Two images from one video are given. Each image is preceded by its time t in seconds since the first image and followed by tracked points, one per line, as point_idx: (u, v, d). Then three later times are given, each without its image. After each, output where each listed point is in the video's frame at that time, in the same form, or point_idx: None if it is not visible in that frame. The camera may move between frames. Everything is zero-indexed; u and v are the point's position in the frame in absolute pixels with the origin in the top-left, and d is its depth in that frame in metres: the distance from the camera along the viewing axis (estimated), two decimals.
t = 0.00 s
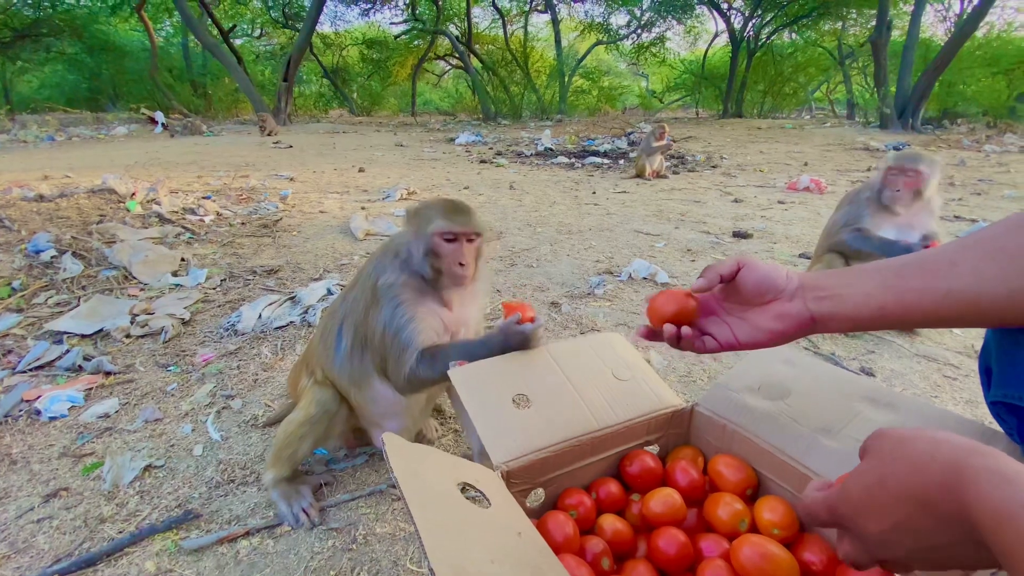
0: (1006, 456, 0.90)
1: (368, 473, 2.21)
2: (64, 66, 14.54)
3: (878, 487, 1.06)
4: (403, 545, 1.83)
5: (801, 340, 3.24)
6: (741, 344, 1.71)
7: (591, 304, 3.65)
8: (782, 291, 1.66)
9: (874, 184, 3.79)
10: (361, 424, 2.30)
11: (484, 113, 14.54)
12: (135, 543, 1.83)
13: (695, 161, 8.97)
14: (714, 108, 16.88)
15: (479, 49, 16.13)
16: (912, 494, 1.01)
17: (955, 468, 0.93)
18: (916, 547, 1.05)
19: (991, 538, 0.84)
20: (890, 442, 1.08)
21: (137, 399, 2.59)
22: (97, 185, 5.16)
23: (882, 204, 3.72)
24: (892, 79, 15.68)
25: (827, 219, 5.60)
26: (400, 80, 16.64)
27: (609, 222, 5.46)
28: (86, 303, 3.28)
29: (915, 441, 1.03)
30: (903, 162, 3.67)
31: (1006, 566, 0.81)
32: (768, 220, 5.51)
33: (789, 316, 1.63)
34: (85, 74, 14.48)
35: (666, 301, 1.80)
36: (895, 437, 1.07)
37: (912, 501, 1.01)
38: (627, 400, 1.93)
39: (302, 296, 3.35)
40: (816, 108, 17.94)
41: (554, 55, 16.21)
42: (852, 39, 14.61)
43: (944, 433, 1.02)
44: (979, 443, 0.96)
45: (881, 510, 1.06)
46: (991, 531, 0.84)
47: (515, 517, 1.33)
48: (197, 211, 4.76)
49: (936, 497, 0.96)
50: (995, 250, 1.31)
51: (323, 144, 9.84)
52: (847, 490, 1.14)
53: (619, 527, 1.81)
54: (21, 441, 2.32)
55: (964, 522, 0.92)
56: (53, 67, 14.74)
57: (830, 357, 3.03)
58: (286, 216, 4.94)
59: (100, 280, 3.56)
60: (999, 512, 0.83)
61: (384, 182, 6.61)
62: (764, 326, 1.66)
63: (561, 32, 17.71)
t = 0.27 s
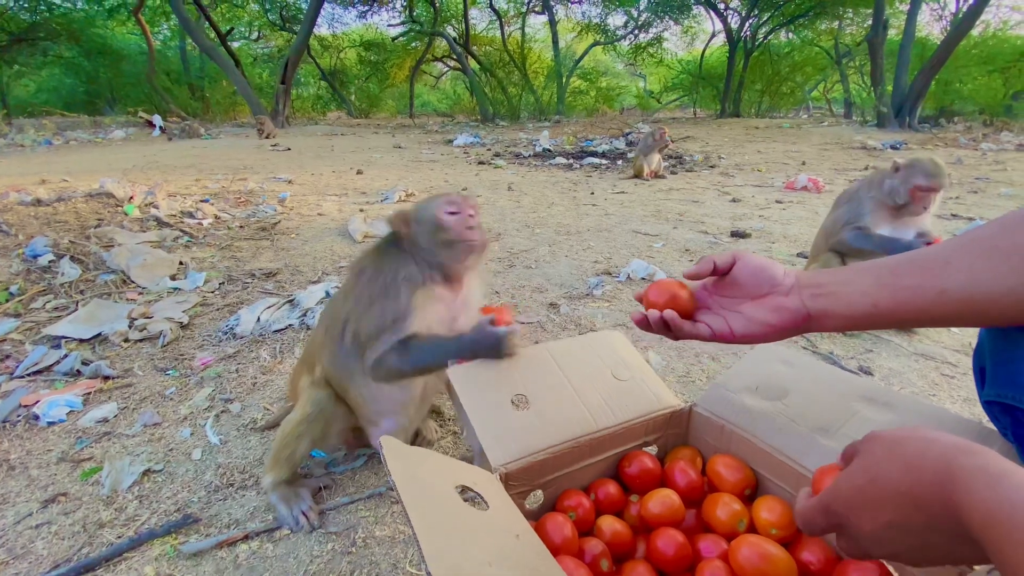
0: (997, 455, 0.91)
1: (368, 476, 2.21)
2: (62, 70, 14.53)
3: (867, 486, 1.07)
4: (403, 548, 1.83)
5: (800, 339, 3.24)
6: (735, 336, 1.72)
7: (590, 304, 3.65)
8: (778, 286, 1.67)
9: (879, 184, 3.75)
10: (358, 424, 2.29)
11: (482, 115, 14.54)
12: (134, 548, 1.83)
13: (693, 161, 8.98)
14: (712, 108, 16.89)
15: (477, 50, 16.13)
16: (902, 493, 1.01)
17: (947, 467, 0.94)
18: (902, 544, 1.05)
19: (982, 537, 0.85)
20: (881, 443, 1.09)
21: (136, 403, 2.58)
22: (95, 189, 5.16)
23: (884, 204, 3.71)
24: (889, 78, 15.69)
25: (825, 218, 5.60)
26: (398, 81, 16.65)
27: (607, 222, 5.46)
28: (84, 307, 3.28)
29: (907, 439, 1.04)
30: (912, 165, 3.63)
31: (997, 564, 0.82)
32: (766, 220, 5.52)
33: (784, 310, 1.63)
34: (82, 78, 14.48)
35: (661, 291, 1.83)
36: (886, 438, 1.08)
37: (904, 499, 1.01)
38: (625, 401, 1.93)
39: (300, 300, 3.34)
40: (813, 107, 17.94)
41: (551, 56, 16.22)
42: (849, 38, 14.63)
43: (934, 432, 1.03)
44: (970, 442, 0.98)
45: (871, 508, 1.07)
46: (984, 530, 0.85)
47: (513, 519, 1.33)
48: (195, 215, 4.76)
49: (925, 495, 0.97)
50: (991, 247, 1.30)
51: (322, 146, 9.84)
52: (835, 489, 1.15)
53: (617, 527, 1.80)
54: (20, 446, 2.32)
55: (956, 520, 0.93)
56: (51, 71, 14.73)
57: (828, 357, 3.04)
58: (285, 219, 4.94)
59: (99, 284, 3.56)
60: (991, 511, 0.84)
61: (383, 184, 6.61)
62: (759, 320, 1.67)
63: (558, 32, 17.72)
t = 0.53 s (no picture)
0: (979, 447, 0.93)
1: (368, 478, 2.20)
2: (61, 73, 14.54)
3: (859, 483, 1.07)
4: (403, 549, 1.83)
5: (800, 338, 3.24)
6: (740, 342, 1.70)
7: (590, 305, 3.66)
8: (775, 290, 1.68)
9: (881, 182, 3.75)
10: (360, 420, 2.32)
11: (481, 116, 14.54)
12: (135, 551, 1.83)
13: (693, 161, 8.98)
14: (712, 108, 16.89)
15: (476, 51, 16.13)
16: (889, 484, 1.04)
17: (932, 460, 0.96)
18: (891, 530, 1.10)
19: (968, 531, 0.85)
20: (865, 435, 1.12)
21: (136, 406, 2.59)
22: (95, 192, 5.16)
23: (886, 203, 3.71)
24: (888, 77, 15.69)
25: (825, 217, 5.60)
26: (397, 83, 16.66)
27: (607, 223, 5.46)
28: (84, 310, 3.28)
29: (891, 432, 1.07)
30: (914, 163, 3.65)
31: (979, 554, 0.83)
32: (766, 219, 5.52)
33: (784, 314, 1.63)
34: (82, 81, 14.48)
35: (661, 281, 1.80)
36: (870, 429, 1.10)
37: (890, 491, 1.04)
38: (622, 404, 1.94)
39: (301, 301, 3.35)
40: (813, 106, 17.93)
41: (550, 57, 16.23)
42: (848, 36, 14.64)
43: (917, 423, 1.06)
44: (955, 435, 1.00)
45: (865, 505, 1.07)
46: (966, 521, 0.86)
47: (513, 520, 1.32)
48: (194, 217, 4.76)
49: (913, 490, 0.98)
50: (989, 248, 1.30)
51: (321, 148, 9.85)
52: (821, 480, 1.18)
53: (616, 527, 1.80)
54: (21, 450, 2.32)
55: (942, 512, 0.95)
56: (50, 74, 14.73)
57: (828, 356, 3.04)
58: (285, 220, 4.94)
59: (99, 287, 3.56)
60: (972, 500, 0.86)
61: (382, 185, 6.61)
62: (759, 324, 1.67)
63: (557, 33, 17.73)
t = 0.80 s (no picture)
0: (971, 443, 0.92)
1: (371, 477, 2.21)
2: (62, 74, 14.56)
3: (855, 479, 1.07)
4: (405, 549, 1.83)
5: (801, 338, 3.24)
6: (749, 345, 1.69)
7: (590, 304, 3.66)
8: (778, 290, 1.67)
9: (883, 180, 3.74)
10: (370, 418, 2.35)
11: (481, 116, 14.53)
12: (138, 551, 1.83)
13: (693, 160, 8.98)
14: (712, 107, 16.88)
15: (476, 52, 16.13)
16: (882, 482, 1.03)
17: (925, 459, 0.95)
18: (883, 526, 1.11)
19: (962, 525, 0.86)
20: (850, 432, 1.12)
21: (138, 407, 2.59)
22: (96, 193, 5.17)
23: (887, 201, 3.71)
24: (889, 76, 15.67)
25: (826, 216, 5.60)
26: (397, 83, 16.68)
27: (608, 222, 5.46)
28: (86, 311, 3.29)
29: (881, 428, 1.06)
30: (915, 160, 3.65)
31: (978, 553, 0.83)
32: (767, 219, 5.51)
33: (787, 316, 1.62)
34: (82, 83, 14.51)
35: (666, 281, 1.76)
36: (858, 426, 1.10)
37: (885, 489, 1.03)
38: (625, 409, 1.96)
39: (302, 302, 3.35)
40: (813, 106, 17.91)
41: (550, 57, 16.24)
42: (848, 35, 14.64)
43: (908, 417, 1.06)
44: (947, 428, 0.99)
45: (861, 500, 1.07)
46: (963, 519, 0.86)
47: (515, 520, 1.32)
48: (195, 218, 4.77)
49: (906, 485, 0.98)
50: (993, 246, 1.30)
51: (322, 149, 9.86)
52: (812, 481, 1.18)
53: (618, 525, 1.80)
54: (23, 451, 2.32)
55: (937, 509, 0.95)
56: (50, 76, 14.75)
57: (830, 355, 3.04)
58: (285, 221, 4.95)
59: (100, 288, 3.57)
60: (969, 498, 0.85)
61: (383, 185, 6.61)
62: (763, 326, 1.66)
63: (557, 33, 17.73)
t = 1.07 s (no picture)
0: (958, 443, 0.92)
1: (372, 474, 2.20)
2: (63, 74, 14.58)
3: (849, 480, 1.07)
4: (407, 548, 1.84)
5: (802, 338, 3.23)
6: (756, 354, 1.72)
7: (591, 305, 3.66)
8: (779, 295, 1.66)
9: (883, 180, 3.75)
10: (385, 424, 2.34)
11: (482, 115, 14.52)
12: (140, 551, 1.83)
13: (694, 160, 8.97)
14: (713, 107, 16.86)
15: (476, 52, 16.12)
16: (871, 484, 1.03)
17: (911, 461, 0.95)
18: (872, 527, 1.12)
19: (949, 525, 0.86)
20: (835, 435, 1.12)
21: (140, 407, 2.59)
22: (97, 193, 5.18)
23: (888, 200, 3.70)
24: (890, 75, 15.64)
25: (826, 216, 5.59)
26: (398, 83, 16.67)
27: (608, 222, 5.46)
28: (88, 312, 3.29)
29: (868, 429, 1.06)
30: (916, 160, 3.65)
31: (966, 554, 0.83)
32: (768, 218, 5.51)
33: (790, 320, 1.63)
34: (83, 83, 14.53)
35: (667, 306, 1.75)
36: (844, 428, 1.10)
37: (876, 490, 1.03)
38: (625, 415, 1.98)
39: (302, 302, 3.35)
40: (814, 105, 17.89)
41: (551, 56, 16.24)
42: (849, 35, 14.62)
43: (895, 416, 1.06)
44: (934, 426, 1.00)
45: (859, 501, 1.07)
46: (950, 519, 0.86)
47: (517, 518, 1.32)
48: (196, 219, 4.77)
49: (894, 486, 0.98)
50: (993, 247, 1.31)
51: (322, 149, 9.86)
52: (800, 484, 1.18)
53: (619, 526, 1.80)
54: (25, 451, 2.33)
55: (924, 508, 0.96)
56: (52, 77, 14.77)
57: (830, 355, 3.03)
58: (286, 222, 4.95)
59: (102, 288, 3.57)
60: (956, 499, 0.85)
61: (383, 185, 6.61)
62: (767, 333, 1.67)
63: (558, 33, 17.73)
